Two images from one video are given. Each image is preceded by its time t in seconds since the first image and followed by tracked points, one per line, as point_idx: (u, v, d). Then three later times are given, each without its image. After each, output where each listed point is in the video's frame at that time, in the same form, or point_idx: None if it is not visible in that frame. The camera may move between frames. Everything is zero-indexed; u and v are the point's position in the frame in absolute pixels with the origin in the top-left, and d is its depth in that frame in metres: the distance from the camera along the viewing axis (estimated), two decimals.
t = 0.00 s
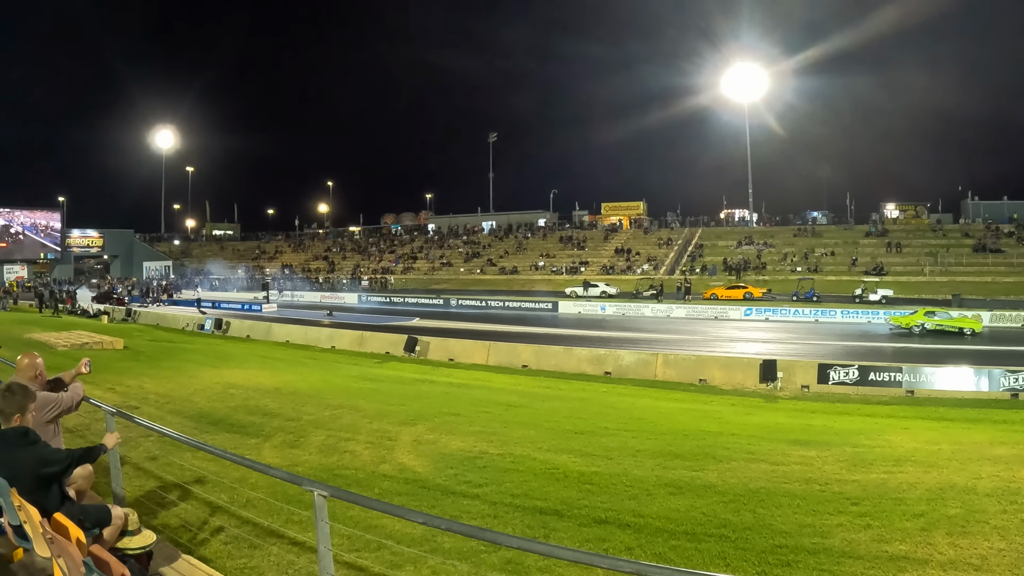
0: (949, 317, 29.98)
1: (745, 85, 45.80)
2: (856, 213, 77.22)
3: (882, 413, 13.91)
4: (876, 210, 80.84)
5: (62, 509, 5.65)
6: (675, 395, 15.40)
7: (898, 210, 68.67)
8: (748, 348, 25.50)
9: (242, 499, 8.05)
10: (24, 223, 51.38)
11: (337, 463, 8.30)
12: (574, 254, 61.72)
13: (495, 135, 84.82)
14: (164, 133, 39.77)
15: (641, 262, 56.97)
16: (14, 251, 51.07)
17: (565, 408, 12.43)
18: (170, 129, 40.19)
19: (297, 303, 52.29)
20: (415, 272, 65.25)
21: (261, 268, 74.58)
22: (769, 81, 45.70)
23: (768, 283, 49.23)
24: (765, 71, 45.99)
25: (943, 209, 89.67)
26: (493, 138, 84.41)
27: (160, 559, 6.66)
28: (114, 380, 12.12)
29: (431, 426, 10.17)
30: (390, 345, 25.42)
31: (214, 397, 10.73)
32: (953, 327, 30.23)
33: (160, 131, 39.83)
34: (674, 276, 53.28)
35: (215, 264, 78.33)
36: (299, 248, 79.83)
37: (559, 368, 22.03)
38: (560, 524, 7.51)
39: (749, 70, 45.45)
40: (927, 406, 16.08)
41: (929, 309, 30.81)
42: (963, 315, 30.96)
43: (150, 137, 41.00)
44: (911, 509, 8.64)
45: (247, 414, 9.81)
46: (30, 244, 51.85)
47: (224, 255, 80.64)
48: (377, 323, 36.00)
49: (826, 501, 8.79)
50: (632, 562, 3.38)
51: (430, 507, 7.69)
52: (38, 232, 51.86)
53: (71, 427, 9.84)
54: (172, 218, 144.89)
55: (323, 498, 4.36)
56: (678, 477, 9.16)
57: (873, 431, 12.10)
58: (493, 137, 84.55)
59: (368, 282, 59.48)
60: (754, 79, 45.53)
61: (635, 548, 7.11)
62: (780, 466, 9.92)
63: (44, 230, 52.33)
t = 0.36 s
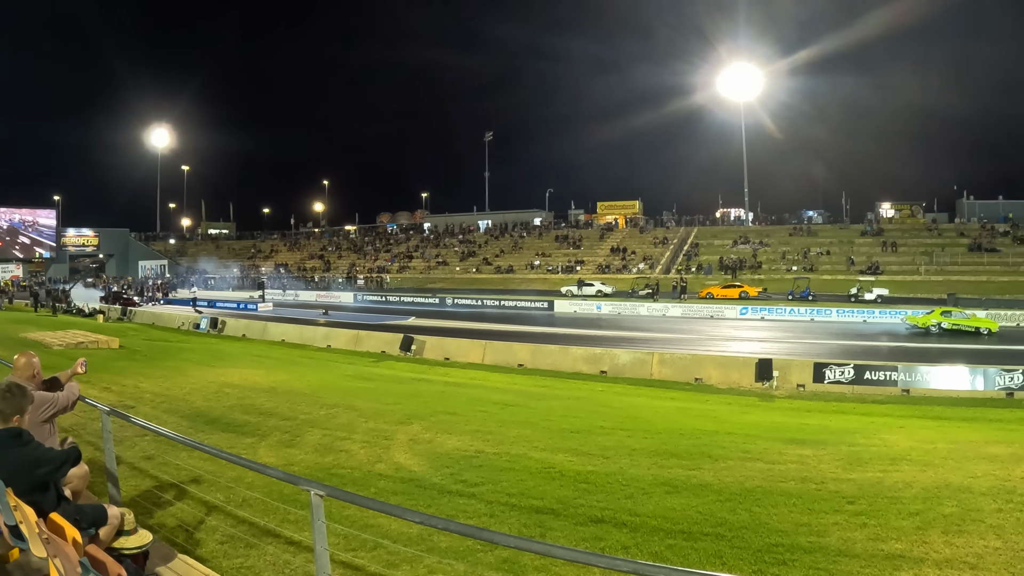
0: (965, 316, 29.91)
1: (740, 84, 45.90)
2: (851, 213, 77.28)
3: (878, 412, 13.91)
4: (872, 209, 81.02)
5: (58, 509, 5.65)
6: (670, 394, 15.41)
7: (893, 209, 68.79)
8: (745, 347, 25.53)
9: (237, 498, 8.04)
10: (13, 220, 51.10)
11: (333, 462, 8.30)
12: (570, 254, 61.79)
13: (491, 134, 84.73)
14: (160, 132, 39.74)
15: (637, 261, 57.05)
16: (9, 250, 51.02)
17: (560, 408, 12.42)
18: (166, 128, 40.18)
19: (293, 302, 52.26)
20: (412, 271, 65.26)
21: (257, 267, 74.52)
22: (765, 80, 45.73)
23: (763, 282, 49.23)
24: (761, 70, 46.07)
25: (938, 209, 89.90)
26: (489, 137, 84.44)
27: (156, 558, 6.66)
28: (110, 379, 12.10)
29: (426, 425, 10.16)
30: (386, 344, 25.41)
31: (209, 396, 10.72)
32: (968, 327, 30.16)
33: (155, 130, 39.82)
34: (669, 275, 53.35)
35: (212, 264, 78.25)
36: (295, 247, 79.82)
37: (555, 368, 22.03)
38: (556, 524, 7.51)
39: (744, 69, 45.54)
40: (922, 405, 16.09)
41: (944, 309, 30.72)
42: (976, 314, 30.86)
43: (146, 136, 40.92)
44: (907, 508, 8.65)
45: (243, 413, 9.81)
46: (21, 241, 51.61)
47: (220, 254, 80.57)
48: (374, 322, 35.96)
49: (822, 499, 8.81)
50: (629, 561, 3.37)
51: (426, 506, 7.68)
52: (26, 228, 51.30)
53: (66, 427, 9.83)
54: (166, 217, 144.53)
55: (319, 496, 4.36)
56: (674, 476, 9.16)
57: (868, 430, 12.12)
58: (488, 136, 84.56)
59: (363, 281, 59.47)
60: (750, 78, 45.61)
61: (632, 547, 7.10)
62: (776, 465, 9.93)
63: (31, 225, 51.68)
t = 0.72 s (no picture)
0: (970, 317, 30.01)
1: (733, 83, 46.02)
2: (844, 213, 77.55)
3: (869, 411, 13.96)
4: (864, 209, 81.32)
5: (51, 508, 5.61)
6: (663, 393, 15.41)
7: (886, 209, 69.03)
8: (738, 347, 25.58)
9: (230, 498, 8.03)
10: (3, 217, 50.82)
11: (326, 461, 8.31)
12: (563, 253, 61.85)
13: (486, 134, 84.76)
14: (153, 130, 39.65)
15: (630, 261, 57.15)
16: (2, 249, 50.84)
17: (554, 407, 12.42)
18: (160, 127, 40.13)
19: (287, 301, 52.19)
20: (406, 270, 65.27)
21: (252, 266, 74.42)
22: (758, 80, 45.85)
23: (756, 282, 49.31)
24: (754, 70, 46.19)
25: (930, 209, 90.16)
26: (483, 136, 84.62)
27: (149, 558, 6.64)
28: (102, 378, 12.06)
29: (420, 424, 10.16)
30: (379, 343, 25.38)
31: (202, 396, 10.71)
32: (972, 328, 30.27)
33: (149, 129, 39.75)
34: (663, 275, 53.44)
35: (206, 263, 78.06)
36: (289, 245, 79.75)
37: (548, 367, 22.03)
38: (550, 523, 7.51)
39: (737, 69, 45.64)
40: (912, 405, 16.14)
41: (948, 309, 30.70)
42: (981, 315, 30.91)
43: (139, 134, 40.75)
44: (900, 507, 8.69)
45: (236, 412, 9.81)
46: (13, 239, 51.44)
47: (214, 253, 80.41)
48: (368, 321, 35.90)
49: (815, 499, 8.84)
50: (620, 559, 3.38)
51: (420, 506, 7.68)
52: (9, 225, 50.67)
53: (58, 426, 9.80)
54: (159, 215, 143.83)
55: (312, 497, 4.36)
56: (667, 476, 9.19)
57: (860, 429, 12.16)
58: (483, 135, 84.66)
59: (358, 280, 59.41)
60: (743, 78, 45.74)
61: (625, 546, 7.12)
62: (768, 464, 9.96)
63: (14, 221, 51.00)
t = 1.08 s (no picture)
0: (980, 316, 30.00)
1: (736, 82, 45.96)
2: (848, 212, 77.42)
3: (872, 411, 13.94)
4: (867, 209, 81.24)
5: (55, 508, 5.60)
6: (666, 393, 15.39)
7: (889, 209, 68.93)
8: (741, 346, 25.55)
9: (234, 497, 8.03)
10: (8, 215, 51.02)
11: (330, 460, 8.32)
12: (567, 253, 61.86)
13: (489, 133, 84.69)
14: (157, 130, 39.72)
15: (634, 260, 57.15)
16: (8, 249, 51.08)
17: (556, 406, 12.41)
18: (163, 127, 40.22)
19: (290, 301, 52.24)
20: (409, 270, 65.31)
21: (255, 265, 74.49)
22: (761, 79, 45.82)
23: (760, 281, 49.24)
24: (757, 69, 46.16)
25: (934, 208, 89.97)
26: (486, 135, 84.58)
27: (152, 557, 6.64)
28: (105, 377, 12.07)
29: (423, 424, 10.16)
30: (382, 342, 25.38)
31: (205, 395, 10.70)
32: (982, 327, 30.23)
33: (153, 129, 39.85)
34: (667, 274, 53.41)
35: (208, 262, 78.13)
36: (292, 245, 79.82)
37: (551, 366, 22.03)
38: (553, 523, 7.51)
39: (741, 68, 45.59)
40: (917, 404, 16.12)
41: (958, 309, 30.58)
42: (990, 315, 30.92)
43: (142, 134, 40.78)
44: (903, 506, 8.67)
45: (239, 412, 9.82)
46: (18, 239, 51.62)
47: (217, 252, 80.48)
48: (371, 321, 35.91)
49: (818, 498, 8.82)
50: (625, 560, 3.37)
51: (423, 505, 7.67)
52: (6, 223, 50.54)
53: (62, 426, 9.82)
54: (163, 215, 143.85)
55: (315, 496, 4.36)
56: (671, 475, 9.18)
57: (864, 429, 12.15)
58: (486, 135, 84.62)
59: (361, 279, 59.40)
60: (745, 78, 45.71)
61: (628, 546, 7.11)
62: (771, 463, 9.95)
63: (10, 219, 50.85)
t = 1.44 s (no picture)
0: (995, 319, 29.80)
1: (747, 83, 45.83)
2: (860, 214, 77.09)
3: (886, 414, 13.87)
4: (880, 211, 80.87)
5: (67, 508, 5.58)
6: (680, 396, 15.35)
7: (902, 211, 68.61)
8: (753, 349, 25.48)
9: (245, 498, 8.03)
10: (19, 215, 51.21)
11: (341, 462, 8.33)
12: (578, 254, 61.87)
13: (500, 135, 84.75)
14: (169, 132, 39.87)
15: (645, 263, 57.12)
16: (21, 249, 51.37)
17: (568, 408, 12.39)
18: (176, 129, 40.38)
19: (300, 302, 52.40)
20: (420, 271, 65.43)
21: (265, 266, 74.76)
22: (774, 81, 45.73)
23: (772, 283, 49.17)
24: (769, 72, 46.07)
25: (947, 211, 89.49)
26: (497, 137, 84.68)
27: (164, 558, 6.63)
28: (119, 377, 12.12)
29: (435, 425, 10.16)
30: (394, 344, 25.40)
31: (218, 396, 10.73)
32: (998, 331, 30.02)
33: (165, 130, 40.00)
34: (678, 276, 53.34)
35: (218, 263, 78.40)
36: (303, 246, 80.08)
37: (563, 369, 22.00)
38: (564, 525, 7.49)
39: (753, 70, 45.48)
40: (934, 409, 16.04)
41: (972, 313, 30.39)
42: (1006, 317, 30.78)
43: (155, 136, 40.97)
44: (915, 511, 8.61)
45: (251, 413, 9.84)
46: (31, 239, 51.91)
47: (228, 253, 80.75)
48: (382, 322, 35.96)
49: (830, 502, 8.78)
50: (640, 564, 3.36)
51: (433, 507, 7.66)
52: (10, 222, 50.32)
53: (76, 426, 9.86)
54: (174, 216, 144.47)
55: (329, 498, 4.35)
56: (682, 478, 9.15)
57: (877, 432, 12.09)
58: (497, 137, 84.70)
59: (373, 280, 59.49)
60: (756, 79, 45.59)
61: (639, 548, 7.09)
62: (783, 467, 9.91)
63: (16, 218, 50.70)
